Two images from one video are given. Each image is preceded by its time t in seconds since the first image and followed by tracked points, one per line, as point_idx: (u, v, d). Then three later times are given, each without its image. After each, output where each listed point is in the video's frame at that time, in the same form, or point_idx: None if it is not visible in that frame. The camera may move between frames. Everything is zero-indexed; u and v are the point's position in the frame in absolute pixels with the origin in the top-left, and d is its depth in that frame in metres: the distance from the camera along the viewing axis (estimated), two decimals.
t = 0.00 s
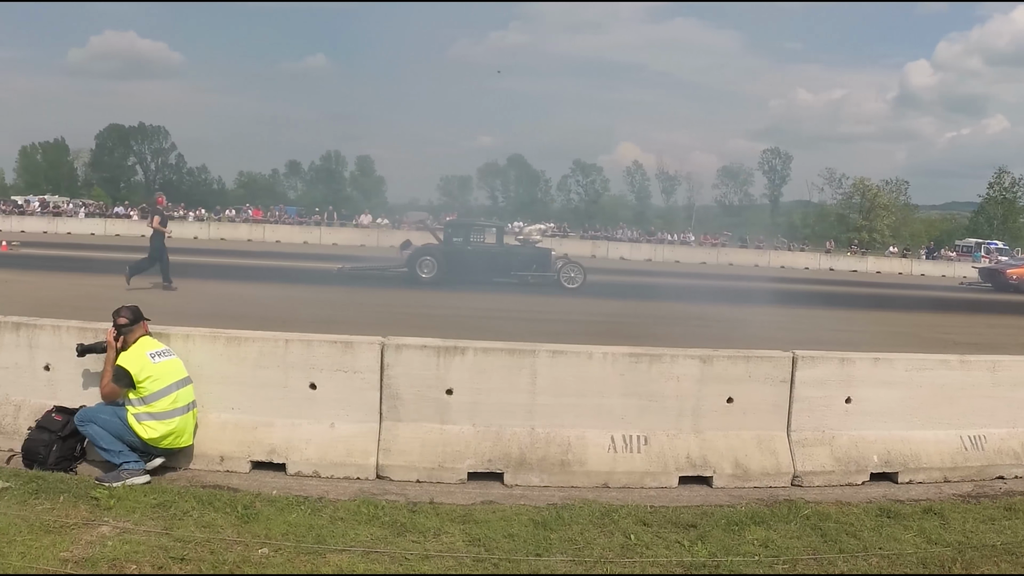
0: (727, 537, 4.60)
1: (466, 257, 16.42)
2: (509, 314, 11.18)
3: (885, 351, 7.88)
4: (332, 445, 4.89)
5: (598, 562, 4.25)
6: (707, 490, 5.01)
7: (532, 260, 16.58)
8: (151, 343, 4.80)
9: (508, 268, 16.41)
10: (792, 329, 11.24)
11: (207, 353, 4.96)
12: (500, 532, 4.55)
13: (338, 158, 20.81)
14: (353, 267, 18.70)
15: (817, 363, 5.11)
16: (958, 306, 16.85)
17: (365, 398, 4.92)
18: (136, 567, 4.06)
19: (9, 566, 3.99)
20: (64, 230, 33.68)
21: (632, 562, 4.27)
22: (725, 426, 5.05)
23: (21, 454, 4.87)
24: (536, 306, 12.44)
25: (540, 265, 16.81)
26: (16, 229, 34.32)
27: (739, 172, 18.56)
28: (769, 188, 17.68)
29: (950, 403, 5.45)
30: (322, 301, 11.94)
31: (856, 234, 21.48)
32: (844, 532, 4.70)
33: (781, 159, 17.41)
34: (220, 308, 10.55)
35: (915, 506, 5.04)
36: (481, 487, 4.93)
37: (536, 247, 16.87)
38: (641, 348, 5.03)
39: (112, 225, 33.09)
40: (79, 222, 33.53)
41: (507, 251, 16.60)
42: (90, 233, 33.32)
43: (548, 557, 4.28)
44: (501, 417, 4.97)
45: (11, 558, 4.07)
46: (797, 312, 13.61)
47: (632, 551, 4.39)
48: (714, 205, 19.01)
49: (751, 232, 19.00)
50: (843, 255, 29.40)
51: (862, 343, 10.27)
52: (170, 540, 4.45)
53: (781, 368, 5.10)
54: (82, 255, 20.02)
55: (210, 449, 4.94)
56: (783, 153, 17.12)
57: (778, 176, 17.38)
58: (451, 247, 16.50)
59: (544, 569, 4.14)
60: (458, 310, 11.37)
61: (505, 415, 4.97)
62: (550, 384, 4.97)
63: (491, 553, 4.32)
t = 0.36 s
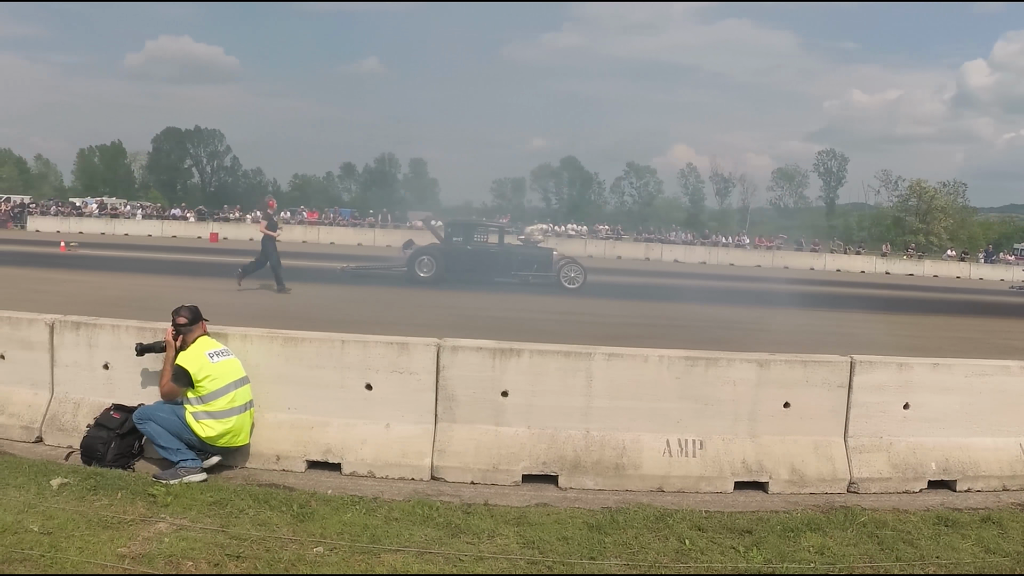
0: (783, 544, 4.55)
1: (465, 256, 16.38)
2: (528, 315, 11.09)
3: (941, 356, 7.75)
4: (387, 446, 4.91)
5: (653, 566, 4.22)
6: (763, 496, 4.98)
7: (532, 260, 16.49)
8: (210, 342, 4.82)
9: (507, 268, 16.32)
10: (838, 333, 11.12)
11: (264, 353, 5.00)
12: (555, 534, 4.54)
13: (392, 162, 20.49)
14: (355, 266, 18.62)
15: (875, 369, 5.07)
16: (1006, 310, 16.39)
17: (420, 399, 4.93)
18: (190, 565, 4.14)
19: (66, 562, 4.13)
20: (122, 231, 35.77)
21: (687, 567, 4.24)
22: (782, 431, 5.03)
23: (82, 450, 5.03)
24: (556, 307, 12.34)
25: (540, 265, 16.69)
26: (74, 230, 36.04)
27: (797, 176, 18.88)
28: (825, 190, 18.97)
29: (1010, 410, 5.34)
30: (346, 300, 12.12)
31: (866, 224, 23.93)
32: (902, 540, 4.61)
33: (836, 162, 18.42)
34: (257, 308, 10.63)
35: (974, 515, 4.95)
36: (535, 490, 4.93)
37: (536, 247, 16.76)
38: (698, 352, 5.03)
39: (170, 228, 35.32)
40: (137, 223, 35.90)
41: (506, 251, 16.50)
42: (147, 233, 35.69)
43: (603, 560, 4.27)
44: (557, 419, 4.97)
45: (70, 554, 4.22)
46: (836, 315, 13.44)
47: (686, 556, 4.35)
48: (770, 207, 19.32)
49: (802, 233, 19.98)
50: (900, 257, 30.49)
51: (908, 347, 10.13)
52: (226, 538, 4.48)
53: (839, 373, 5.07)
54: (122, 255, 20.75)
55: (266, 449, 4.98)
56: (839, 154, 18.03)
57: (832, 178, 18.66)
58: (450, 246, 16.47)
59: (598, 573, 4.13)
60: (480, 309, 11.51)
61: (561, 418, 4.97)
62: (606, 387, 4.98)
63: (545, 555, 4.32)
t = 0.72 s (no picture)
0: (836, 551, 4.49)
1: (463, 256, 16.49)
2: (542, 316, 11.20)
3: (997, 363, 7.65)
4: (438, 447, 4.93)
5: (704, 572, 4.19)
6: (816, 502, 4.96)
7: (530, 260, 16.42)
8: (264, 343, 4.86)
9: (506, 268, 16.33)
10: (883, 337, 11.04)
11: (316, 353, 5.04)
12: (606, 538, 4.53)
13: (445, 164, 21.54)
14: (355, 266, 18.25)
15: (931, 374, 5.02)
16: None
17: (473, 401, 4.94)
18: (241, 563, 4.21)
19: (120, 557, 4.27)
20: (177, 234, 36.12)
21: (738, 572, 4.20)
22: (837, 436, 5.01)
23: (137, 449, 5.15)
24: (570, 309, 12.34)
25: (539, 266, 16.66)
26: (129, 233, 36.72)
27: (850, 178, 19.17)
28: (879, 190, 19.16)
29: None
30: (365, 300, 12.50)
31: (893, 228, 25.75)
32: (957, 548, 4.53)
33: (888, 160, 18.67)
34: (290, 309, 11.07)
35: None
36: (587, 493, 4.94)
37: (536, 247, 16.72)
38: (752, 356, 5.03)
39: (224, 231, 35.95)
40: (192, 225, 36.20)
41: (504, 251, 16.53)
42: (201, 236, 36.34)
43: (654, 564, 4.25)
44: (609, 422, 4.97)
45: (123, 550, 4.36)
46: (878, 319, 13.33)
47: (739, 562, 4.31)
48: (823, 209, 19.71)
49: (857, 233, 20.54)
50: (956, 260, 30.75)
51: (954, 353, 10.02)
52: (278, 537, 4.52)
53: (894, 378, 5.03)
54: (161, 255, 21.55)
55: (317, 449, 5.02)
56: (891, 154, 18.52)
57: (886, 178, 18.85)
58: (449, 245, 16.59)
59: None
60: (497, 309, 11.77)
61: (613, 420, 4.97)
62: (659, 390, 4.97)
63: (596, 558, 4.31)
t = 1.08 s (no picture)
0: (887, 557, 4.43)
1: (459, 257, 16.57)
2: (542, 314, 11.41)
3: None
4: (487, 449, 5.00)
5: None
6: (866, 508, 4.95)
7: (526, 261, 16.47)
8: (315, 344, 4.90)
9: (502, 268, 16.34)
10: (928, 341, 10.94)
11: (366, 354, 5.16)
12: (654, 542, 4.52)
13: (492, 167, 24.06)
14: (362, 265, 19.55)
15: (984, 379, 4.98)
16: None
17: (522, 403, 5.02)
18: (290, 562, 4.27)
19: (170, 556, 4.36)
20: (226, 236, 36.24)
21: None
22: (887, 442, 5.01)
23: (187, 448, 5.25)
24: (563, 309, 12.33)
25: (535, 266, 16.65)
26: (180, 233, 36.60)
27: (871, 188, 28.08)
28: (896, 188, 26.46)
29: None
30: (367, 298, 12.88)
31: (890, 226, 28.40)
32: (1011, 557, 4.44)
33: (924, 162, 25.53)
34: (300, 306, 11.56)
35: None
36: (636, 496, 4.96)
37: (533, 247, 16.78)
38: (802, 360, 5.05)
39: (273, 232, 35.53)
40: (240, 226, 36.44)
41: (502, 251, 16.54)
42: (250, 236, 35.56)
43: (703, 569, 4.24)
44: (659, 425, 5.01)
45: (174, 548, 4.44)
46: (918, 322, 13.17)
47: (789, 566, 4.29)
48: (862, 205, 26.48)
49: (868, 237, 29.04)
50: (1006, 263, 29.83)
51: (1000, 357, 9.89)
52: (328, 536, 4.57)
53: (947, 383, 5.01)
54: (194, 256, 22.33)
55: (367, 449, 5.12)
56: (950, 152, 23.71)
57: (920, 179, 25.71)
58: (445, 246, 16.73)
59: None
60: (531, 310, 11.92)
61: (662, 424, 5.01)
62: (709, 394, 5.01)
63: (644, 562, 4.31)
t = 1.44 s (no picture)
0: (935, 565, 4.37)
1: (454, 256, 17.44)
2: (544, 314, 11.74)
3: None
4: (533, 452, 5.08)
5: None
6: (914, 515, 4.94)
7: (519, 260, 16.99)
8: (361, 346, 4.92)
9: (496, 268, 17.03)
10: (968, 345, 10.83)
11: (410, 355, 5.30)
12: (699, 547, 4.52)
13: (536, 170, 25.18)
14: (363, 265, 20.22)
15: None
16: None
17: (568, 406, 5.10)
18: (335, 563, 4.30)
19: (215, 555, 4.39)
20: (271, 238, 35.85)
21: None
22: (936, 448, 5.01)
23: (234, 448, 5.35)
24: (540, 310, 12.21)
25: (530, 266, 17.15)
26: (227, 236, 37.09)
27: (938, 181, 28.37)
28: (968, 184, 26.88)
29: None
30: (370, 296, 13.43)
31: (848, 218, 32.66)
32: None
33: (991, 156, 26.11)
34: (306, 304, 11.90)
35: None
36: (681, 500, 5.00)
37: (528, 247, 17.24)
38: (849, 365, 5.08)
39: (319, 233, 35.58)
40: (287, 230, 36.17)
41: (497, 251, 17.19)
42: (297, 240, 35.34)
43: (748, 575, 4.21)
44: (705, 430, 5.07)
45: (220, 547, 4.49)
46: (956, 326, 13.04)
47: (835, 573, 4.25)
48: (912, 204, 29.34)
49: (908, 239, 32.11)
50: None
51: None
52: (374, 537, 4.61)
53: (996, 389, 4.99)
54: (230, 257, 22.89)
55: (412, 451, 5.23)
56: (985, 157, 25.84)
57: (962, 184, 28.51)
58: (442, 246, 17.57)
59: None
60: (563, 312, 12.02)
61: (708, 428, 5.07)
62: (755, 398, 5.07)
63: (689, 567, 4.30)
